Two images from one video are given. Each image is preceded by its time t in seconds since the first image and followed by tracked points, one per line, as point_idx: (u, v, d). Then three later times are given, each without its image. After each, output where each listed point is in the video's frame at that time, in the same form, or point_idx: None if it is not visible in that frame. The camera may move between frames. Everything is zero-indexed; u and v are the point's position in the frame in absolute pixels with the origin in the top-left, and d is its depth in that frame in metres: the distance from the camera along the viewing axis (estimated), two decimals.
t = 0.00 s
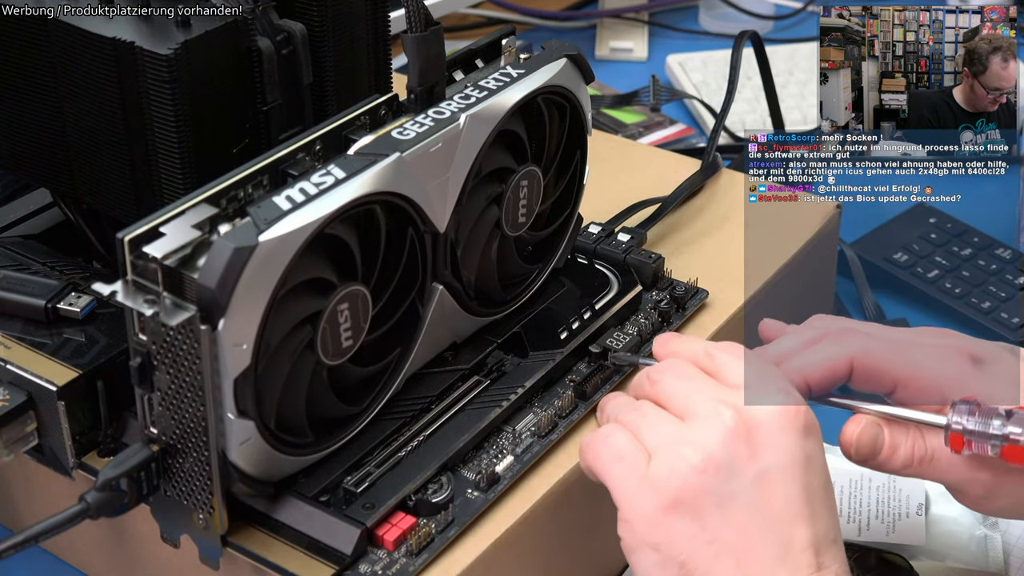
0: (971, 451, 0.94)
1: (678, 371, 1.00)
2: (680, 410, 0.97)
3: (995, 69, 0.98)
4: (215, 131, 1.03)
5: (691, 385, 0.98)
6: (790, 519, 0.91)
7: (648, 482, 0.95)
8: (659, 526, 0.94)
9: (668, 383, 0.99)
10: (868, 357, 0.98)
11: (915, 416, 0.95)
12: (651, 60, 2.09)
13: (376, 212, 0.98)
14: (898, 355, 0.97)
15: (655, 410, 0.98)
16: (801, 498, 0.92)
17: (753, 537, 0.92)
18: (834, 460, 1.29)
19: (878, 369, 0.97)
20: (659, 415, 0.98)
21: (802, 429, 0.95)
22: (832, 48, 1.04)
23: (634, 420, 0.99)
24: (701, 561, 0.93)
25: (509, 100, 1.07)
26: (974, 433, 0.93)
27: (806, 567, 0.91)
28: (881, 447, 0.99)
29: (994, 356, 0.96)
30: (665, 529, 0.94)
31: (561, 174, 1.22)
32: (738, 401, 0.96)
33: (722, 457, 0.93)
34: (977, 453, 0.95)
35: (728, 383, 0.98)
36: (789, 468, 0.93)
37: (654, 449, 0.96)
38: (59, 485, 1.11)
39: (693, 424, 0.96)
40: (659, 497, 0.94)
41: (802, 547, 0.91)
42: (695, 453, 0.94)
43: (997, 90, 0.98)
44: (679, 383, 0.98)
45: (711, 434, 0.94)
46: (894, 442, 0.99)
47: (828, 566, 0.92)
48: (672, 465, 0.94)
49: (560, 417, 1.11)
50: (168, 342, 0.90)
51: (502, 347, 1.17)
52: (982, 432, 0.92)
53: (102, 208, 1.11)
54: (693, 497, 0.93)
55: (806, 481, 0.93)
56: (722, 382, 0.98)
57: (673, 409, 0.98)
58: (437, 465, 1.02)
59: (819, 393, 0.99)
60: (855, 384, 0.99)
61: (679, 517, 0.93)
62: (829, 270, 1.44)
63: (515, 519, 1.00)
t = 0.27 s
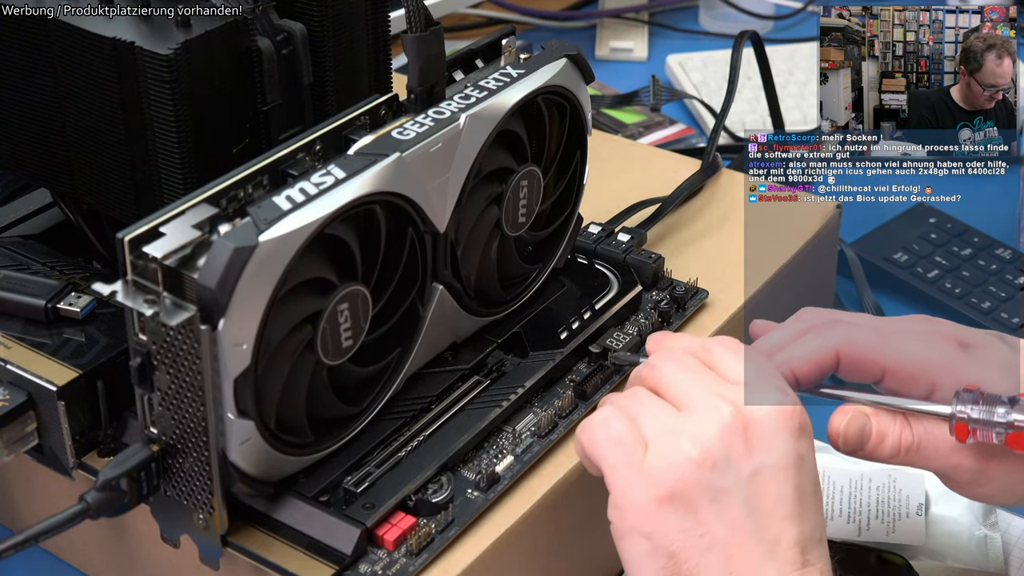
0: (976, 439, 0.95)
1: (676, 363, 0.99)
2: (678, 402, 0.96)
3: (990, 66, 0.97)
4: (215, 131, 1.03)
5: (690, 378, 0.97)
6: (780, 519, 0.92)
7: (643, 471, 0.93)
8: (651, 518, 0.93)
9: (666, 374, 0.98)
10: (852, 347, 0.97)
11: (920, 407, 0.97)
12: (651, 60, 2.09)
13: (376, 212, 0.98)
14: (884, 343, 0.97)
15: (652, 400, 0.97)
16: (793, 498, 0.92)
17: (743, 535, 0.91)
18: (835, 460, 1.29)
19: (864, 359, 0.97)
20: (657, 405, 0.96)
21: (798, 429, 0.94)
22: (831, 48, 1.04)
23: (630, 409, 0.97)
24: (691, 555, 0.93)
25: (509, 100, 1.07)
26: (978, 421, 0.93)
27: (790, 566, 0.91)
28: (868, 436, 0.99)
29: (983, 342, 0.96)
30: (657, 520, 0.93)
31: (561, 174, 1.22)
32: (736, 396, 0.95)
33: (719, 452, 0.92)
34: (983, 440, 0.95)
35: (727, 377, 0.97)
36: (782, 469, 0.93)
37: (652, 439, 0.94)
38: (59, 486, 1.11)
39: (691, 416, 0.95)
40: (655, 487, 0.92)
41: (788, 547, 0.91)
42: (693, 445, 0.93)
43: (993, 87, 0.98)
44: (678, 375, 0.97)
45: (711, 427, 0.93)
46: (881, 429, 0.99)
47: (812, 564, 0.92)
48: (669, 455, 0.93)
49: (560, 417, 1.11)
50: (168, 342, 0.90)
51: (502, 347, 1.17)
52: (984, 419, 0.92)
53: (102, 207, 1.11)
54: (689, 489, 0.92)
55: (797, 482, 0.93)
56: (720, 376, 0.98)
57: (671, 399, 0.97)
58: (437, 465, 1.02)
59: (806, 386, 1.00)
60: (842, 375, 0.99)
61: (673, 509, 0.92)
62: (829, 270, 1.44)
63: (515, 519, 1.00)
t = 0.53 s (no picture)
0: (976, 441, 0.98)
1: (678, 361, 0.99)
2: (680, 399, 0.96)
3: (985, 63, 0.98)
4: (215, 131, 1.03)
5: (692, 376, 0.97)
6: (781, 516, 0.91)
7: (646, 465, 0.93)
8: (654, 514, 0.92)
9: (667, 374, 0.98)
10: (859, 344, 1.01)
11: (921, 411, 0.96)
12: (651, 60, 2.09)
13: (376, 212, 0.98)
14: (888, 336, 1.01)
15: (654, 396, 0.97)
16: (793, 496, 0.92)
17: (744, 531, 0.91)
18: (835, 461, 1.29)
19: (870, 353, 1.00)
20: (659, 401, 0.96)
21: (798, 428, 0.95)
22: (832, 48, 1.05)
23: (633, 403, 0.97)
24: (693, 549, 0.92)
25: (509, 100, 1.07)
26: (979, 424, 0.95)
27: (790, 562, 0.90)
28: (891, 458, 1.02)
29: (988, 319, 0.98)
30: (661, 515, 0.92)
31: (561, 174, 1.22)
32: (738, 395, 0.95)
33: (721, 448, 0.92)
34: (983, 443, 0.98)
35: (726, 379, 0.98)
36: (783, 466, 0.93)
37: (655, 433, 0.94)
38: (59, 485, 1.11)
39: (693, 413, 0.95)
40: (658, 482, 0.92)
41: (789, 544, 0.91)
42: (696, 440, 0.92)
43: (988, 84, 0.98)
44: (680, 373, 0.97)
45: (714, 423, 0.93)
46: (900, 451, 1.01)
47: (813, 562, 0.91)
48: (672, 451, 0.92)
49: (561, 417, 1.11)
50: (168, 342, 0.90)
51: (502, 347, 1.17)
52: (987, 423, 0.95)
53: (102, 207, 1.11)
54: (692, 483, 0.91)
55: (798, 481, 0.93)
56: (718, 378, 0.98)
57: (671, 397, 0.97)
58: (437, 465, 1.02)
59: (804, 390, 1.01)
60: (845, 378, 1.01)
61: (676, 504, 0.92)
62: (829, 270, 1.44)
63: (516, 519, 1.00)
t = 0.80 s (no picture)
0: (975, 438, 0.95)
1: (679, 363, 0.99)
2: (683, 399, 0.96)
3: (982, 62, 0.99)
4: (215, 131, 1.03)
5: (692, 376, 0.97)
6: (785, 513, 0.90)
7: (651, 464, 0.92)
8: (661, 512, 0.91)
9: (669, 375, 0.98)
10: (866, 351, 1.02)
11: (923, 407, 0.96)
12: (651, 60, 2.09)
13: (376, 212, 0.98)
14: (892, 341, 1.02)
15: (657, 396, 0.96)
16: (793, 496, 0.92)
17: (748, 529, 0.90)
18: (835, 460, 1.29)
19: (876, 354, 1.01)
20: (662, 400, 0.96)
21: (799, 427, 0.95)
22: (832, 48, 1.05)
23: (636, 402, 0.96)
24: (696, 548, 0.90)
25: (509, 100, 1.07)
26: (980, 420, 0.94)
27: (795, 561, 0.89)
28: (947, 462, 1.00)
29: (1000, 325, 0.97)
30: (665, 514, 0.91)
31: (561, 174, 1.22)
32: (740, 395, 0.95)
33: (725, 446, 0.91)
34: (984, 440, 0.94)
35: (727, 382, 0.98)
36: (785, 465, 0.92)
37: (658, 432, 0.93)
38: (59, 485, 1.11)
39: (696, 413, 0.94)
40: (662, 480, 0.91)
41: (792, 542, 0.90)
42: (700, 439, 0.92)
43: (986, 81, 0.99)
44: (682, 374, 0.97)
45: (717, 422, 0.92)
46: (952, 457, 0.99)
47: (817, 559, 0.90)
48: (676, 449, 0.91)
49: (561, 417, 1.11)
50: (168, 342, 0.90)
51: (501, 347, 1.17)
52: (987, 418, 0.93)
53: (102, 207, 1.11)
54: (696, 482, 0.90)
55: (801, 479, 0.92)
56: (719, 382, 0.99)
57: (673, 398, 0.97)
58: (437, 465, 1.02)
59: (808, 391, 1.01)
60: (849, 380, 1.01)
61: (681, 502, 0.91)
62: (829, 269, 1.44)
63: (516, 519, 1.00)
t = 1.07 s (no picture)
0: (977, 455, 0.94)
1: (680, 367, 0.99)
2: (686, 404, 0.96)
3: (977, 59, 0.98)
4: (215, 131, 1.03)
5: (694, 381, 0.97)
6: (790, 515, 0.90)
7: (656, 471, 0.92)
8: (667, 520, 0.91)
9: (670, 381, 0.98)
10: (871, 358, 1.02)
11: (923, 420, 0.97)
12: (651, 60, 2.09)
13: (376, 212, 0.98)
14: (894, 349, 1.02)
15: (659, 401, 0.96)
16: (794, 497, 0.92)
17: (754, 532, 0.89)
18: (835, 460, 1.29)
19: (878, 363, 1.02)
20: (664, 406, 0.96)
21: (802, 429, 0.95)
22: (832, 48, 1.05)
23: (639, 409, 0.96)
24: (704, 555, 0.90)
25: (510, 100, 1.07)
26: (980, 437, 0.92)
27: (801, 562, 0.89)
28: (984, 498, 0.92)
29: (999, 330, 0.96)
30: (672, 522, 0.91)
31: (561, 174, 1.22)
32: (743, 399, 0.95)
33: (729, 451, 0.91)
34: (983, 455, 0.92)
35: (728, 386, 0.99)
36: (790, 467, 0.92)
37: (662, 439, 0.93)
38: (59, 485, 1.11)
39: (700, 418, 0.94)
40: (667, 488, 0.91)
41: (796, 540, 0.90)
42: (704, 445, 0.92)
43: (982, 79, 0.98)
44: (684, 380, 0.97)
45: (721, 428, 0.92)
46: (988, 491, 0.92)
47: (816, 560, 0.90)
48: (680, 456, 0.91)
49: (561, 417, 1.11)
50: (168, 342, 0.90)
51: (501, 347, 1.17)
52: (986, 434, 0.92)
53: (102, 207, 1.11)
54: (701, 488, 0.90)
55: (805, 480, 0.92)
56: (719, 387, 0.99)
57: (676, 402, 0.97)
58: (437, 465, 1.02)
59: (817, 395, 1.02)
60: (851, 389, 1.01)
61: (687, 510, 0.90)
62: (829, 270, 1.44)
63: (516, 520, 1.00)
